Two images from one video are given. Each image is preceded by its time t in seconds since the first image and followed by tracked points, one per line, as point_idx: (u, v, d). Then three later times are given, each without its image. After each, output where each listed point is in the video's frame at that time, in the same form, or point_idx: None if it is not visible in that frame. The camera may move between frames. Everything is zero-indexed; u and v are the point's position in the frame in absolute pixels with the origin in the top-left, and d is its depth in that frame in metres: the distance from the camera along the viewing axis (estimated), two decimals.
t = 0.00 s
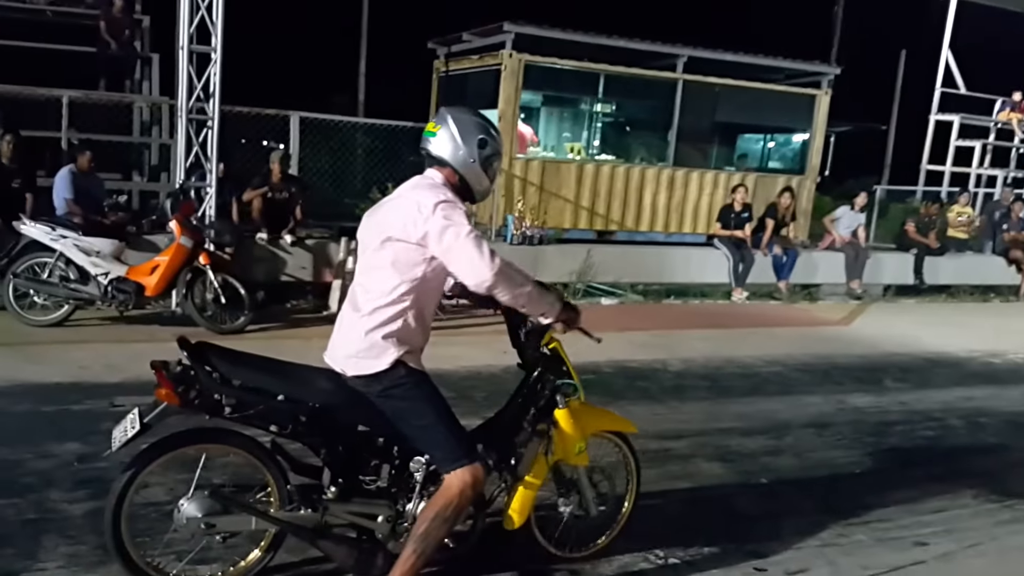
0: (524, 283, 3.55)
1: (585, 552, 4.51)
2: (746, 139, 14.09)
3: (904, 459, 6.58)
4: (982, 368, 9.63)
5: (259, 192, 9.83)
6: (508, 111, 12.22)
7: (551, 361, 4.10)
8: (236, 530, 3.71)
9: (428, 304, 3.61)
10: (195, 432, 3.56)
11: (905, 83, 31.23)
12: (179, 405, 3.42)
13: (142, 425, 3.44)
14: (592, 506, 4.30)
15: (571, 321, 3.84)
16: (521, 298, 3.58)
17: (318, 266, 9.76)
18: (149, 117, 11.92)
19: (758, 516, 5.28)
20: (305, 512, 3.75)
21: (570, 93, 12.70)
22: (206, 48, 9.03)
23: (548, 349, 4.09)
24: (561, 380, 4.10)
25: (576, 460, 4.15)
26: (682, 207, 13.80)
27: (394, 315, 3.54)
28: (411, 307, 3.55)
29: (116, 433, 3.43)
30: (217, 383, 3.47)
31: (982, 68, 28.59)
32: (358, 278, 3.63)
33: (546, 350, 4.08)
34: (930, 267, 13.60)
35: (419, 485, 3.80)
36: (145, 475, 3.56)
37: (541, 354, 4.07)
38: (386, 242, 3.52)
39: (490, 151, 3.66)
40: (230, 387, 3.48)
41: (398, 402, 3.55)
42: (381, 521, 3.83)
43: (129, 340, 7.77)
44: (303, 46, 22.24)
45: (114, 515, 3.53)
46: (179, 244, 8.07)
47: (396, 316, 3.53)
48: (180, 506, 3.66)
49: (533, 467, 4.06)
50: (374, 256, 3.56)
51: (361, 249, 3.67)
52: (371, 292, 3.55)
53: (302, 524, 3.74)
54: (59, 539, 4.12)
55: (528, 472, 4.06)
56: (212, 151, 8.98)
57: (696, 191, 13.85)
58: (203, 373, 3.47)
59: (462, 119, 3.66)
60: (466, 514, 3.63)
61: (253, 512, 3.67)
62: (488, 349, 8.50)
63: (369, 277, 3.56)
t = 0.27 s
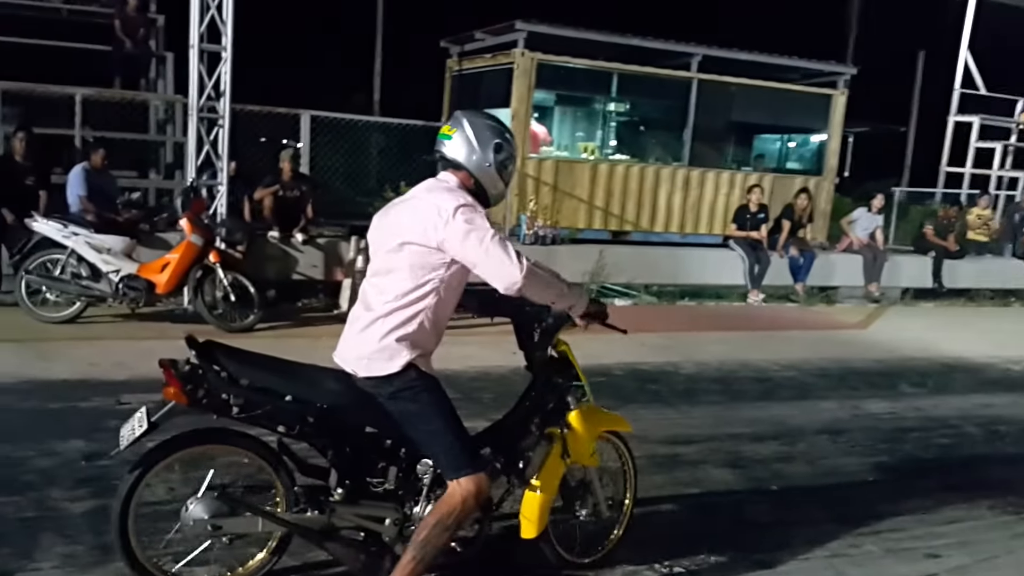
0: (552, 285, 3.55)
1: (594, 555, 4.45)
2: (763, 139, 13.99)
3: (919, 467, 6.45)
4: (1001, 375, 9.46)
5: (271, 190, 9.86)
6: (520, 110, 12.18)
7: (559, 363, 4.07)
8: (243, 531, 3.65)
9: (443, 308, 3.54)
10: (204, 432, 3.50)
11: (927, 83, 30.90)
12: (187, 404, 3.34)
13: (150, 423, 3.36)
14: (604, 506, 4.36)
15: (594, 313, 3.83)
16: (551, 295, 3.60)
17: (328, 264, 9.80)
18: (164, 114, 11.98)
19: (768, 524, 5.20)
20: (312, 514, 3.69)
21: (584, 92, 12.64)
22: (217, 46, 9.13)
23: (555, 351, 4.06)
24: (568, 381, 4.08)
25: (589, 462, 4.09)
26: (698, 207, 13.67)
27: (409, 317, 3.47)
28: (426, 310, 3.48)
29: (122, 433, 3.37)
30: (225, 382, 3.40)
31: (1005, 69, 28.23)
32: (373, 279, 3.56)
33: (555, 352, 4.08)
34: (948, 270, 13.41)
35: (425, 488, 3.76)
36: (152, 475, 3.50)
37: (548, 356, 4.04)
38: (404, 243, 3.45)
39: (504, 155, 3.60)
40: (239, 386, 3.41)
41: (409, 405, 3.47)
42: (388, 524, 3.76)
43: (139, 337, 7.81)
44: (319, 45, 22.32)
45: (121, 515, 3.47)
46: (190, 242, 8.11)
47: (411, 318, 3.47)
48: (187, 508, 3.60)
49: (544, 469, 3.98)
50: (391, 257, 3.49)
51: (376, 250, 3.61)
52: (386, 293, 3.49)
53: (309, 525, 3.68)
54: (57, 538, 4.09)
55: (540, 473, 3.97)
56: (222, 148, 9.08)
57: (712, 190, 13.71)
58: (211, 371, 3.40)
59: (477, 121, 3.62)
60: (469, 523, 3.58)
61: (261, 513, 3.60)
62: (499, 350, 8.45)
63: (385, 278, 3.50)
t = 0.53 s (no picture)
0: (557, 276, 3.54)
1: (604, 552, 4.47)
2: (772, 141, 13.89)
3: (924, 474, 6.38)
4: (1010, 380, 9.36)
5: (275, 188, 9.87)
6: (527, 110, 12.17)
7: (564, 360, 4.03)
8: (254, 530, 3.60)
9: (446, 306, 3.50)
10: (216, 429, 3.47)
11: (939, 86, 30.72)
12: (199, 400, 3.32)
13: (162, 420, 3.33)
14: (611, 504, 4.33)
15: (597, 307, 3.82)
16: (557, 289, 3.58)
17: (333, 263, 9.83)
18: (170, 112, 12.01)
19: (767, 531, 5.14)
20: (323, 511, 3.64)
21: (590, 92, 12.59)
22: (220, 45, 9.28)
23: (560, 349, 4.03)
24: (574, 379, 4.02)
25: (596, 460, 4.02)
26: (705, 208, 13.60)
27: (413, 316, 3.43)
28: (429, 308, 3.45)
29: (133, 430, 3.35)
30: (237, 378, 3.38)
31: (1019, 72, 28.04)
32: (374, 279, 3.51)
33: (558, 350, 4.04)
34: (957, 274, 13.32)
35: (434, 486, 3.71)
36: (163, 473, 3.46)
37: (553, 354, 4.00)
38: (403, 245, 3.39)
39: (497, 149, 3.54)
40: (249, 383, 3.38)
41: (413, 407, 3.44)
42: (399, 522, 3.70)
43: (142, 334, 7.83)
44: (328, 46, 22.41)
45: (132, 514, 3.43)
46: (194, 240, 8.09)
47: (414, 318, 3.43)
48: (198, 509, 3.58)
49: (551, 467, 3.92)
50: (390, 258, 3.44)
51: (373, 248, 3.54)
52: (388, 293, 3.44)
53: (320, 524, 3.63)
54: (46, 537, 4.08)
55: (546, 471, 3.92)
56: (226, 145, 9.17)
57: (718, 192, 13.63)
58: (224, 367, 3.37)
59: (467, 117, 3.55)
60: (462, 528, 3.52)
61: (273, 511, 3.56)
62: (502, 350, 8.43)
63: (386, 278, 3.45)
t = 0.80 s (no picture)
0: (577, 258, 3.52)
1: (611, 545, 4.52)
2: (770, 144, 13.92)
3: (917, 478, 6.39)
4: (1004, 385, 9.38)
5: (273, 186, 9.88)
6: (527, 110, 12.20)
7: (570, 358, 4.05)
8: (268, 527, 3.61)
9: (453, 299, 3.51)
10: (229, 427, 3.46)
11: (937, 90, 30.78)
12: (213, 396, 3.34)
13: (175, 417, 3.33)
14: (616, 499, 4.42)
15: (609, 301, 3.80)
16: (577, 274, 3.57)
17: (331, 261, 9.84)
18: (169, 109, 12.02)
19: (759, 535, 5.15)
20: (337, 508, 3.63)
21: (590, 93, 12.59)
22: (218, 41, 9.34)
23: (564, 347, 4.06)
24: (580, 376, 4.04)
25: (601, 456, 4.08)
26: (703, 210, 13.61)
27: (420, 312, 3.44)
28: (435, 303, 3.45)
29: (145, 428, 3.34)
30: (250, 375, 3.38)
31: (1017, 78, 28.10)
32: (378, 277, 3.51)
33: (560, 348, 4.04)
34: (953, 279, 13.33)
35: (443, 481, 3.66)
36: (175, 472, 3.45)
37: (558, 352, 4.03)
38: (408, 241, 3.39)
39: (482, 143, 3.48)
40: (263, 379, 3.39)
41: (423, 403, 3.45)
42: (411, 518, 3.69)
43: (136, 331, 7.83)
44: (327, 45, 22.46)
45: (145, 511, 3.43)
46: (190, 237, 8.15)
47: (422, 313, 3.44)
48: (211, 506, 3.58)
49: (557, 464, 3.95)
50: (395, 256, 3.44)
51: (375, 247, 3.54)
52: (394, 290, 3.44)
53: (334, 520, 3.62)
54: (35, 535, 4.07)
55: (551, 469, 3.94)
56: (222, 140, 9.22)
57: (717, 195, 13.65)
58: (238, 364, 3.38)
59: (451, 113, 3.47)
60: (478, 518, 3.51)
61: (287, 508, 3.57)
62: (498, 350, 8.44)
63: (392, 275, 3.45)
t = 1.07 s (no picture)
0: (569, 271, 3.56)
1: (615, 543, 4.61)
2: (766, 147, 13.97)
3: (907, 481, 6.44)
4: (995, 389, 9.44)
5: (268, 184, 9.89)
6: (524, 111, 12.21)
7: (575, 358, 4.07)
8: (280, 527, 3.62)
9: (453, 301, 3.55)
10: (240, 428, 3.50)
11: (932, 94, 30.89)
12: (227, 400, 3.32)
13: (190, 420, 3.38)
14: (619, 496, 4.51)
15: (608, 307, 3.85)
16: (568, 287, 3.59)
17: (326, 261, 9.87)
18: (165, 107, 12.02)
19: (749, 536, 5.18)
20: (348, 509, 3.66)
21: (587, 95, 12.62)
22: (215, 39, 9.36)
23: (570, 347, 4.08)
24: (585, 376, 4.06)
25: (606, 455, 4.11)
26: (699, 213, 13.65)
27: (421, 315, 3.47)
28: (436, 305, 3.49)
29: (159, 432, 3.41)
30: (262, 378, 3.38)
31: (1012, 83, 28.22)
32: (379, 280, 3.55)
33: (566, 349, 4.06)
34: (947, 283, 13.35)
35: (454, 481, 3.75)
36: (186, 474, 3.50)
37: (565, 352, 4.05)
38: (408, 245, 3.44)
39: (479, 146, 3.55)
40: (276, 382, 3.40)
41: (441, 399, 3.50)
42: (421, 518, 3.75)
43: (131, 330, 7.85)
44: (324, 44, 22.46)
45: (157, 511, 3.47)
46: (184, 235, 8.16)
47: (423, 315, 3.48)
48: (222, 507, 3.59)
49: (563, 464, 3.99)
50: (396, 260, 3.48)
51: (375, 252, 3.58)
52: (395, 293, 3.48)
53: (345, 520, 3.66)
54: (24, 534, 4.09)
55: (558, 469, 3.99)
56: (218, 138, 9.26)
57: (712, 198, 13.69)
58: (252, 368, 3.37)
59: (448, 117, 3.55)
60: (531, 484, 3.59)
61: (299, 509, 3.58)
62: (494, 351, 8.47)
63: (393, 278, 3.49)
